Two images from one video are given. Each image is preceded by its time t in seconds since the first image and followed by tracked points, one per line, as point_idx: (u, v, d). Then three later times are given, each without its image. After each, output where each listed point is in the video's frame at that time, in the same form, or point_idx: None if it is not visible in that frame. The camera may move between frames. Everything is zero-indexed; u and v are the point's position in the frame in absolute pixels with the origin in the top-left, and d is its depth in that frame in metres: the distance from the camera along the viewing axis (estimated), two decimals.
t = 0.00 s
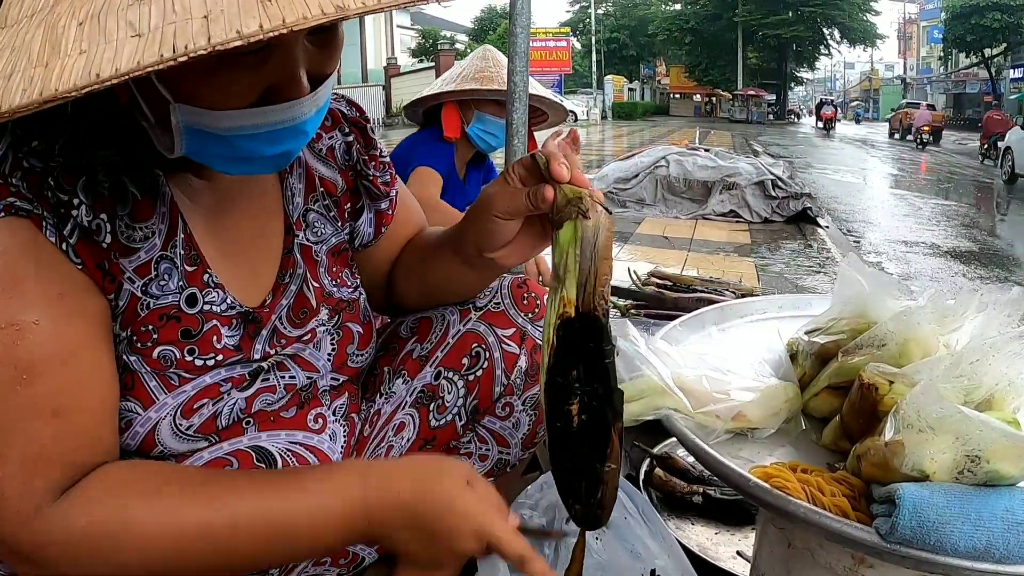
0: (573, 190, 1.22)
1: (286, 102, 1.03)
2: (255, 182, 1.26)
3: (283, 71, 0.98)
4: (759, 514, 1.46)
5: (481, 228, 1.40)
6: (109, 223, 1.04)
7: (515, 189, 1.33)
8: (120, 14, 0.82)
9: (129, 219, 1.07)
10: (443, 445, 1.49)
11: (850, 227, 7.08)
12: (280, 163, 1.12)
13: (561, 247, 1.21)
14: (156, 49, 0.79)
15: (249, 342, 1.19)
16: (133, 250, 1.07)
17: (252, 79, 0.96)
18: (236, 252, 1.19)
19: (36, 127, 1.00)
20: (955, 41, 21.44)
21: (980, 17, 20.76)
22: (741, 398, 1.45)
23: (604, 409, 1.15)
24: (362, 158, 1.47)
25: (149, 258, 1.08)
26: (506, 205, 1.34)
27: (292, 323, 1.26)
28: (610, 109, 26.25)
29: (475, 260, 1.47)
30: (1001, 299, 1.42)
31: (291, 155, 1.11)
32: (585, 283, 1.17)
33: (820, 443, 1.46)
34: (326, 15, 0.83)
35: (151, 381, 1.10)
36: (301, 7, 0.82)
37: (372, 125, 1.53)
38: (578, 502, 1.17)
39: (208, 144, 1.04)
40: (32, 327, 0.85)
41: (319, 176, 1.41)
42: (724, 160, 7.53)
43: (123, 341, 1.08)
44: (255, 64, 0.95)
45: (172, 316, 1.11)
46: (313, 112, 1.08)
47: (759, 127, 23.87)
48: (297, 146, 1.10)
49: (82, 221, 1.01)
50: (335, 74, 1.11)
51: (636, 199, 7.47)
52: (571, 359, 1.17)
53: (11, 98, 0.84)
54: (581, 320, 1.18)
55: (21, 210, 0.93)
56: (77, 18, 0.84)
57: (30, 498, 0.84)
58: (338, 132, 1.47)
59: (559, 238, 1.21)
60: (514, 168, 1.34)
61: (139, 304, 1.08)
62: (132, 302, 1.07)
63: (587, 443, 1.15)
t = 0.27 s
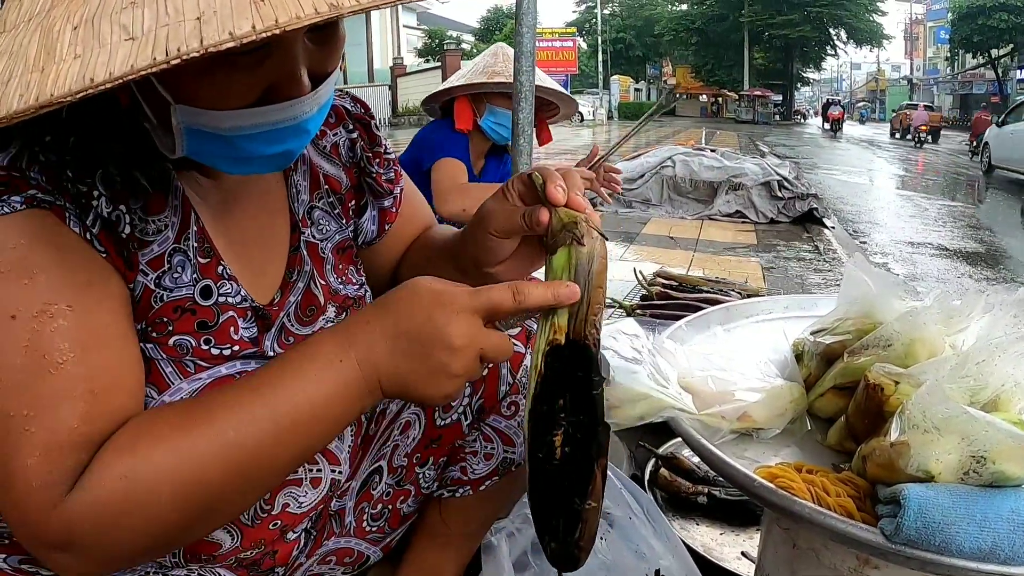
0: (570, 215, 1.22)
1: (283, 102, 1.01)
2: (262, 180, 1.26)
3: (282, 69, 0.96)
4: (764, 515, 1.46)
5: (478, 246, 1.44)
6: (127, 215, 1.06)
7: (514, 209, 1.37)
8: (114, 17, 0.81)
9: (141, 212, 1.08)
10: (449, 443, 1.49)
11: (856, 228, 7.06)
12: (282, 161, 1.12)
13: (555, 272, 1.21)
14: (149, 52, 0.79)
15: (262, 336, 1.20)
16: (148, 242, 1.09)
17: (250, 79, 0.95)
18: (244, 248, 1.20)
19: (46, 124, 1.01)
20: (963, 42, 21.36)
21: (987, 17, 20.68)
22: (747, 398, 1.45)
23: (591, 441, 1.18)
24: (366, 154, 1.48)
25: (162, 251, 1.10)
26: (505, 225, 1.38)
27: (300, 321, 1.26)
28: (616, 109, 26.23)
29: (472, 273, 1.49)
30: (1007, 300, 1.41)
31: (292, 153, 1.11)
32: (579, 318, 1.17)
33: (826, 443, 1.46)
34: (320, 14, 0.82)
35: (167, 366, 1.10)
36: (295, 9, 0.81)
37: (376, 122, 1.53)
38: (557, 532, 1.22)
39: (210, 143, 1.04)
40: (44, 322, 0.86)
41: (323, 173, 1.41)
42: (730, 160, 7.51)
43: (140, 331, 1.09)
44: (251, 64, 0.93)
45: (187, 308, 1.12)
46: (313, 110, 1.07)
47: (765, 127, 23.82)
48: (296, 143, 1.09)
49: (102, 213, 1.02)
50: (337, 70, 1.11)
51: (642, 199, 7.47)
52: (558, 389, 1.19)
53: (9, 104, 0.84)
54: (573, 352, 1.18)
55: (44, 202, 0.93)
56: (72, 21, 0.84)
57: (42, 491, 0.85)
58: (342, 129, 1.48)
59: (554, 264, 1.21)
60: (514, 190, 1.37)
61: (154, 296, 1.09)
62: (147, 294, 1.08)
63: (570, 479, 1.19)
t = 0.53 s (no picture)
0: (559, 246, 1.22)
1: (290, 101, 1.01)
2: (267, 179, 1.27)
3: (287, 67, 0.96)
4: (770, 514, 1.46)
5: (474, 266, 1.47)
6: (130, 215, 1.06)
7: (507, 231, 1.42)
8: (115, 19, 0.81)
9: (145, 211, 1.08)
10: (454, 442, 1.50)
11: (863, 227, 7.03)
12: (285, 160, 1.12)
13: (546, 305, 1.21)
14: (151, 53, 0.79)
15: (266, 334, 1.20)
16: (150, 242, 1.08)
17: (255, 77, 0.95)
18: (248, 246, 1.21)
19: (49, 125, 1.01)
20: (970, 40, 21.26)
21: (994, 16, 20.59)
22: (753, 397, 1.45)
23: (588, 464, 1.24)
24: (369, 152, 1.49)
25: (165, 250, 1.10)
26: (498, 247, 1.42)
27: (305, 319, 1.26)
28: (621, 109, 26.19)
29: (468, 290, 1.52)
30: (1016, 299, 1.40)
31: (295, 152, 1.11)
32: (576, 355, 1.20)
33: (832, 443, 1.46)
34: (322, 15, 0.81)
35: (170, 364, 1.10)
36: (295, 9, 0.81)
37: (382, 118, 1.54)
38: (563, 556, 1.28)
39: (212, 144, 1.04)
40: (52, 320, 0.86)
41: (327, 172, 1.42)
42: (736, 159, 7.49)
43: (143, 330, 1.09)
44: (255, 63, 0.93)
45: (190, 307, 1.12)
46: (317, 110, 1.07)
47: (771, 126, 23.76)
48: (301, 143, 1.09)
49: (105, 212, 1.01)
50: (340, 69, 1.10)
51: (648, 198, 7.45)
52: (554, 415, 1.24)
53: (12, 104, 0.85)
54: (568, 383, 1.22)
55: (49, 202, 0.93)
56: (74, 23, 0.84)
57: (48, 488, 0.86)
58: (346, 126, 1.48)
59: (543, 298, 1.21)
60: (506, 214, 1.42)
61: (156, 295, 1.09)
62: (149, 292, 1.08)
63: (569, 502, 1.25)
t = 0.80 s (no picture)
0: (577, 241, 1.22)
1: (293, 98, 1.01)
2: (271, 176, 1.27)
3: (289, 65, 0.96)
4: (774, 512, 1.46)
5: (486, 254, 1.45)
6: (132, 213, 1.06)
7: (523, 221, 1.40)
8: (120, 16, 0.81)
9: (148, 210, 1.08)
10: (458, 439, 1.49)
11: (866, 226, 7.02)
12: (289, 157, 1.12)
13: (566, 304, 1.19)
14: (156, 51, 0.79)
15: (268, 332, 1.20)
16: (153, 240, 1.09)
17: (257, 75, 0.95)
18: (251, 243, 1.21)
19: (53, 122, 1.01)
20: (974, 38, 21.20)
21: (998, 14, 20.54)
22: (757, 395, 1.45)
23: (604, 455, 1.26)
24: (371, 149, 1.48)
25: (168, 249, 1.10)
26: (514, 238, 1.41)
27: (307, 316, 1.26)
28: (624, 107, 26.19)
29: (479, 278, 1.51)
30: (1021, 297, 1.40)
31: (299, 149, 1.11)
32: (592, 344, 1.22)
33: (836, 440, 1.46)
34: (326, 14, 0.82)
35: (173, 364, 1.11)
36: (302, 7, 0.81)
37: (383, 117, 1.52)
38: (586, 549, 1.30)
39: (215, 140, 1.04)
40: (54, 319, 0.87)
41: (329, 169, 1.42)
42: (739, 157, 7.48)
43: (147, 328, 1.10)
44: (256, 62, 0.93)
45: (193, 305, 1.12)
46: (320, 107, 1.07)
47: (774, 124, 23.72)
48: (305, 140, 1.09)
49: (107, 211, 1.01)
50: (344, 65, 1.09)
51: (651, 196, 7.45)
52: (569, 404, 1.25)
53: (17, 102, 0.85)
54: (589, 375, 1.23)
55: (49, 200, 0.94)
56: (79, 20, 0.84)
57: (52, 485, 0.86)
58: (348, 123, 1.48)
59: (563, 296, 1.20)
60: (521, 204, 1.40)
61: (159, 294, 1.09)
62: (153, 293, 1.09)
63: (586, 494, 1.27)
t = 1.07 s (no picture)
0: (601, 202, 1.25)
1: (299, 93, 1.03)
2: (273, 173, 1.27)
3: (296, 58, 0.98)
4: (775, 510, 1.46)
5: (503, 224, 1.42)
6: (145, 224, 1.05)
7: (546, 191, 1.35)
8: None
9: (154, 219, 1.07)
10: (458, 438, 1.49)
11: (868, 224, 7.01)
12: (295, 154, 1.13)
13: (587, 256, 1.23)
14: (167, 33, 0.79)
15: (269, 337, 1.20)
16: (160, 249, 1.08)
17: (264, 69, 0.97)
18: (255, 242, 1.20)
19: (69, 128, 0.99)
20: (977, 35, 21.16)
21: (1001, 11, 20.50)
22: (759, 394, 1.44)
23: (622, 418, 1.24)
24: (375, 148, 1.48)
25: (172, 258, 1.09)
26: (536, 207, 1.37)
27: (310, 315, 1.26)
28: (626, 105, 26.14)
29: (492, 253, 1.47)
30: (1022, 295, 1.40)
31: (305, 146, 1.12)
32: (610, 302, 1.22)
33: (836, 438, 1.46)
34: None
35: (172, 374, 1.11)
36: None
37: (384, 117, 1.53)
38: (604, 512, 1.29)
39: (222, 134, 1.04)
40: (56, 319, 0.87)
41: (334, 167, 1.42)
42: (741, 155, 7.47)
43: (146, 337, 1.09)
44: (266, 55, 0.95)
45: (192, 312, 1.11)
46: (326, 102, 1.08)
47: (776, 122, 23.69)
48: (312, 135, 1.11)
49: (120, 221, 1.01)
50: (350, 63, 1.11)
51: (652, 194, 7.45)
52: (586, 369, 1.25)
53: (26, 87, 0.85)
54: (603, 334, 1.23)
55: (63, 209, 0.93)
56: (90, 6, 0.83)
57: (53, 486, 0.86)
58: (352, 123, 1.48)
59: (586, 248, 1.23)
60: (546, 175, 1.35)
61: (162, 301, 1.08)
62: (155, 301, 1.08)
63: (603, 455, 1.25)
